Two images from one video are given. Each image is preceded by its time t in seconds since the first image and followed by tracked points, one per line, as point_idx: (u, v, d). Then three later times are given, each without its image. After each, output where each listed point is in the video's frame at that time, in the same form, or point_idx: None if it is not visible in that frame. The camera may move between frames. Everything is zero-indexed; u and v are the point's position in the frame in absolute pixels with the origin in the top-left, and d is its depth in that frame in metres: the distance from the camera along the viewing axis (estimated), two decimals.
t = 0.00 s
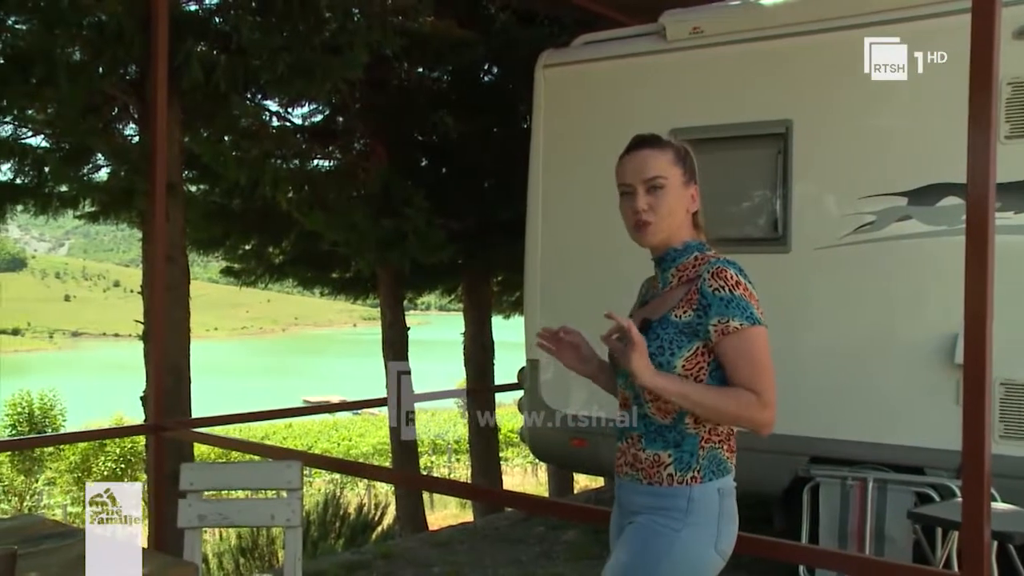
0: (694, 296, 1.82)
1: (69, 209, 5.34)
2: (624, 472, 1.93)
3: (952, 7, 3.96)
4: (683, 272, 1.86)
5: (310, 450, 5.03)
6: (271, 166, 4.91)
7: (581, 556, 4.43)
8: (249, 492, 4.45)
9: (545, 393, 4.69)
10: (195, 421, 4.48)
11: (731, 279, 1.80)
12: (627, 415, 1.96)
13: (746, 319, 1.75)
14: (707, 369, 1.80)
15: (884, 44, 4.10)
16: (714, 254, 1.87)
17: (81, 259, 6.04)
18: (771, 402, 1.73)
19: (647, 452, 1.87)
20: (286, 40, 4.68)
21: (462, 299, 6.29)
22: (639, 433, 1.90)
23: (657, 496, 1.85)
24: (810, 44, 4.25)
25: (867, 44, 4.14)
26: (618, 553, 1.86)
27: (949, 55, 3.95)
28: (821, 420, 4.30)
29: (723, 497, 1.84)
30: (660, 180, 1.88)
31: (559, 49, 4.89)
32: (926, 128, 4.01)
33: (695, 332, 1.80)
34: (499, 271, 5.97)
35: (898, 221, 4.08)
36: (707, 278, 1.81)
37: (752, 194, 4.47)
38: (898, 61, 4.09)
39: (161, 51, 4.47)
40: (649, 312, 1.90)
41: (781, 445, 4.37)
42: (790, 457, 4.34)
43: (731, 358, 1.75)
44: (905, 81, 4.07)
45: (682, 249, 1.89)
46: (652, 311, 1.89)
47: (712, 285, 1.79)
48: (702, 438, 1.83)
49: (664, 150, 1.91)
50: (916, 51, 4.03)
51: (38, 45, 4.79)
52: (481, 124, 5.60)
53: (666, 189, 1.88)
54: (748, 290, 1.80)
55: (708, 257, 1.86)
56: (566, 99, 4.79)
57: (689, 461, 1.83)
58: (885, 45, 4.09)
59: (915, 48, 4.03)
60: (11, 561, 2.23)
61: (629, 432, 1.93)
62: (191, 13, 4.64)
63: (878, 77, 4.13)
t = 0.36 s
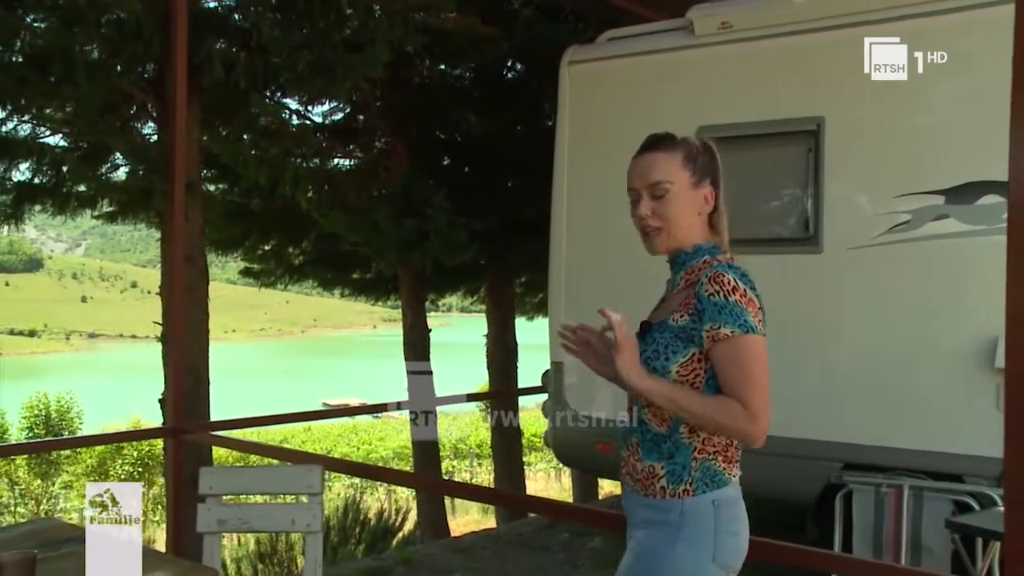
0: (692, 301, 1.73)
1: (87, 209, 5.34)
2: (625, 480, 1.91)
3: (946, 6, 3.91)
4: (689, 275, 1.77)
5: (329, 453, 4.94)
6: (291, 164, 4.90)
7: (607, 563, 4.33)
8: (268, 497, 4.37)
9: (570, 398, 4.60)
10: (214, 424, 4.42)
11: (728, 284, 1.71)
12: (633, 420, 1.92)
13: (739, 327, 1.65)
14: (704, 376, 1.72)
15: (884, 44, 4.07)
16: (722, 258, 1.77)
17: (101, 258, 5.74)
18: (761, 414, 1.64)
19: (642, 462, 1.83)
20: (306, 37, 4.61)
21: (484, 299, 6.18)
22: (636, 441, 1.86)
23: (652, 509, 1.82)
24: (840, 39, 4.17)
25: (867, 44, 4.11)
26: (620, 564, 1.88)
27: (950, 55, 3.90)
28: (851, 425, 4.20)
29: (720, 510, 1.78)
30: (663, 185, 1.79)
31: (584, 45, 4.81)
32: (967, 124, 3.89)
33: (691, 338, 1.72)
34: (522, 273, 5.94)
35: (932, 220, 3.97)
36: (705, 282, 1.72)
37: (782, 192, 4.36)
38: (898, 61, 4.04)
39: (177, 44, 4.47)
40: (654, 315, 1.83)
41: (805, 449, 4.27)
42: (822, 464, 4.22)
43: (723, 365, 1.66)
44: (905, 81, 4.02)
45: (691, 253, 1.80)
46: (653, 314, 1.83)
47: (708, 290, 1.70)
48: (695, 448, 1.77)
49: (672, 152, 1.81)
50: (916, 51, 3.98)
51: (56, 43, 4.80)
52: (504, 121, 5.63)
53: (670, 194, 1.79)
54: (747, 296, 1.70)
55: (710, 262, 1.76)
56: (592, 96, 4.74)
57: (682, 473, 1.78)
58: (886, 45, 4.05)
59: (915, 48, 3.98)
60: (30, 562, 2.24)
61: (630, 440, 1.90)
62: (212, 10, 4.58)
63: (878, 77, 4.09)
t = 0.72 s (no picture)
0: (680, 312, 1.68)
1: (106, 209, 5.30)
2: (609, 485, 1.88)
3: (938, 4, 3.91)
4: (680, 285, 1.72)
5: (349, 457, 4.85)
6: (311, 163, 4.89)
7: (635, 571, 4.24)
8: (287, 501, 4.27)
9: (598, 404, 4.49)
10: (234, 426, 4.32)
11: (716, 298, 1.66)
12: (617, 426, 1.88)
13: (724, 344, 1.60)
14: (688, 389, 1.67)
15: (884, 44, 4.02)
16: (714, 269, 1.72)
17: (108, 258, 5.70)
18: (743, 434, 1.60)
19: (623, 469, 1.80)
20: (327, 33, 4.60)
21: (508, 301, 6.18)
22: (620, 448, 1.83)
23: (631, 517, 1.78)
24: (870, 32, 4.06)
25: (866, 43, 4.05)
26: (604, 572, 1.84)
27: (950, 55, 3.88)
28: (883, 430, 4.06)
29: (699, 515, 1.72)
30: (635, 197, 1.75)
31: (611, 40, 4.74)
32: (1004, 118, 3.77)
33: (676, 349, 1.67)
34: (547, 272, 5.88)
35: (971, 220, 3.84)
36: (694, 295, 1.67)
37: (814, 191, 4.24)
38: (898, 61, 4.01)
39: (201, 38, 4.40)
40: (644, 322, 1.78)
41: (836, 455, 4.15)
42: (856, 470, 4.09)
43: (706, 381, 1.62)
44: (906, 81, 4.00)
45: (674, 264, 1.75)
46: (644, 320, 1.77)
47: (697, 304, 1.66)
48: (673, 455, 1.73)
49: (645, 162, 1.76)
50: (916, 51, 3.95)
51: (75, 42, 4.76)
52: (528, 118, 5.50)
53: (643, 207, 1.75)
54: (735, 312, 1.66)
55: (699, 273, 1.71)
56: (623, 92, 4.67)
57: (659, 479, 1.74)
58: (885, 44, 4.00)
59: (915, 48, 3.95)
60: (49, 566, 2.22)
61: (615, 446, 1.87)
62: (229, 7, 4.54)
63: (878, 77, 4.05)
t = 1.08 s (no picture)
0: (653, 310, 1.62)
1: (124, 207, 5.32)
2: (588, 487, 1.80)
3: None
4: (658, 283, 1.65)
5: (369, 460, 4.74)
6: (330, 160, 4.81)
7: None
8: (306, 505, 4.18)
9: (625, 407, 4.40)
10: (253, 429, 4.23)
11: (689, 299, 1.58)
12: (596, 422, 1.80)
13: (690, 345, 1.52)
14: (657, 391, 1.59)
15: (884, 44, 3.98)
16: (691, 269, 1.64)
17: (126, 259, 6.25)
18: (700, 438, 1.52)
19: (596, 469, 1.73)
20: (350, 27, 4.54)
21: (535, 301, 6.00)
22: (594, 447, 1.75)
23: (603, 518, 1.70)
24: (904, 23, 3.95)
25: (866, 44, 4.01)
26: None
27: (950, 55, 3.84)
28: (919, 433, 3.90)
29: (671, 512, 1.63)
30: (624, 188, 1.67)
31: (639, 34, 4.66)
32: None
33: (648, 349, 1.60)
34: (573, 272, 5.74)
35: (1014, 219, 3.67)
36: (668, 295, 1.60)
37: (847, 188, 4.11)
38: (898, 61, 3.96)
39: (217, 33, 4.27)
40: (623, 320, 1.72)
41: (872, 460, 4.00)
42: (893, 477, 3.96)
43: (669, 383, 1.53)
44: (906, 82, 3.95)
45: (659, 261, 1.68)
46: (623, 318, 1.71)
47: (669, 304, 1.58)
48: (644, 456, 1.64)
49: (636, 152, 1.69)
50: (916, 51, 3.91)
51: (92, 37, 4.71)
52: (553, 114, 5.46)
53: (631, 198, 1.67)
54: (707, 313, 1.57)
55: (676, 273, 1.63)
56: (653, 85, 4.57)
57: (630, 479, 1.66)
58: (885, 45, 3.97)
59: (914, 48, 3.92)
60: (66, 567, 2.16)
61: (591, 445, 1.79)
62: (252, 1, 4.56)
63: (877, 77, 4.01)
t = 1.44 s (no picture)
0: (659, 315, 1.73)
1: (139, 205, 5.63)
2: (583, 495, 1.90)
3: None
4: (658, 283, 1.77)
5: (388, 464, 4.67)
6: (351, 160, 4.77)
7: None
8: (323, 509, 4.11)
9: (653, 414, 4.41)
10: (271, 431, 4.17)
11: (698, 300, 1.69)
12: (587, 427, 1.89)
13: (708, 346, 1.64)
14: (668, 394, 1.72)
15: (883, 45, 3.96)
16: (691, 269, 1.77)
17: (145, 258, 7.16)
18: (728, 436, 1.65)
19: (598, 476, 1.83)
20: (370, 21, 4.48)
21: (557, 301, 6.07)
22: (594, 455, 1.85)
23: (608, 525, 1.81)
24: (929, 17, 3.86)
25: (867, 44, 3.99)
26: None
27: (949, 55, 3.80)
28: (953, 438, 3.79)
29: (677, 519, 1.75)
30: (644, 180, 1.79)
31: (663, 28, 4.60)
32: None
33: (656, 354, 1.72)
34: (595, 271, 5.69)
35: None
36: (675, 298, 1.71)
37: (879, 185, 3.96)
38: (897, 61, 3.91)
39: (233, 27, 4.25)
40: (622, 324, 1.83)
41: (904, 466, 3.89)
42: (927, 484, 3.85)
43: (691, 385, 1.66)
44: (905, 82, 3.90)
45: (664, 257, 1.80)
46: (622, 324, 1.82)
47: (678, 307, 1.69)
48: (650, 462, 1.75)
49: (654, 148, 1.81)
50: (916, 51, 3.87)
51: (108, 32, 4.62)
52: (575, 108, 5.41)
53: (649, 190, 1.79)
54: (718, 313, 1.69)
55: (681, 273, 1.76)
56: (680, 77, 4.50)
57: (635, 486, 1.76)
58: (886, 46, 3.94)
59: (914, 48, 3.88)
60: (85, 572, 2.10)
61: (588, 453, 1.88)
62: None
63: (878, 77, 3.97)
